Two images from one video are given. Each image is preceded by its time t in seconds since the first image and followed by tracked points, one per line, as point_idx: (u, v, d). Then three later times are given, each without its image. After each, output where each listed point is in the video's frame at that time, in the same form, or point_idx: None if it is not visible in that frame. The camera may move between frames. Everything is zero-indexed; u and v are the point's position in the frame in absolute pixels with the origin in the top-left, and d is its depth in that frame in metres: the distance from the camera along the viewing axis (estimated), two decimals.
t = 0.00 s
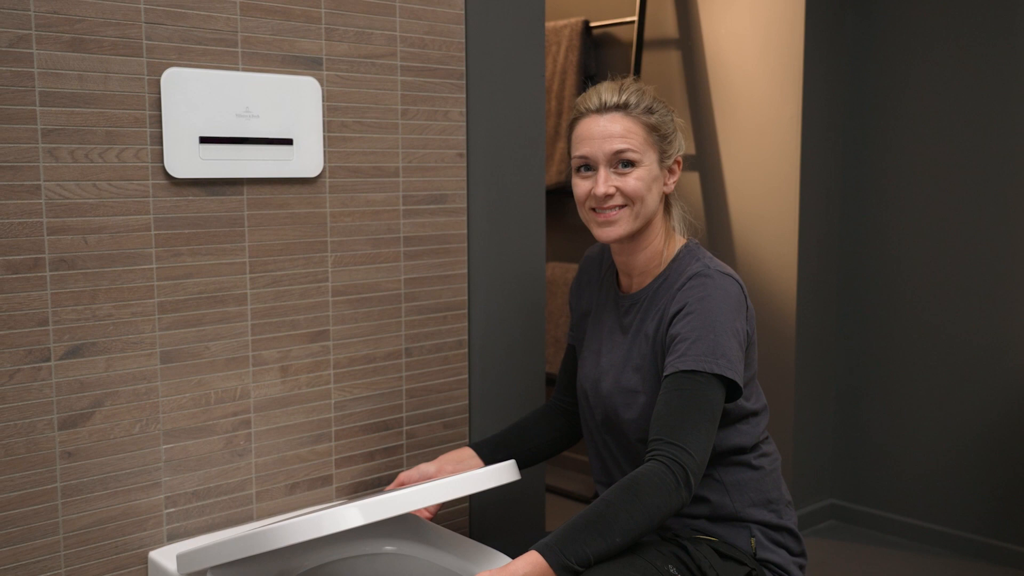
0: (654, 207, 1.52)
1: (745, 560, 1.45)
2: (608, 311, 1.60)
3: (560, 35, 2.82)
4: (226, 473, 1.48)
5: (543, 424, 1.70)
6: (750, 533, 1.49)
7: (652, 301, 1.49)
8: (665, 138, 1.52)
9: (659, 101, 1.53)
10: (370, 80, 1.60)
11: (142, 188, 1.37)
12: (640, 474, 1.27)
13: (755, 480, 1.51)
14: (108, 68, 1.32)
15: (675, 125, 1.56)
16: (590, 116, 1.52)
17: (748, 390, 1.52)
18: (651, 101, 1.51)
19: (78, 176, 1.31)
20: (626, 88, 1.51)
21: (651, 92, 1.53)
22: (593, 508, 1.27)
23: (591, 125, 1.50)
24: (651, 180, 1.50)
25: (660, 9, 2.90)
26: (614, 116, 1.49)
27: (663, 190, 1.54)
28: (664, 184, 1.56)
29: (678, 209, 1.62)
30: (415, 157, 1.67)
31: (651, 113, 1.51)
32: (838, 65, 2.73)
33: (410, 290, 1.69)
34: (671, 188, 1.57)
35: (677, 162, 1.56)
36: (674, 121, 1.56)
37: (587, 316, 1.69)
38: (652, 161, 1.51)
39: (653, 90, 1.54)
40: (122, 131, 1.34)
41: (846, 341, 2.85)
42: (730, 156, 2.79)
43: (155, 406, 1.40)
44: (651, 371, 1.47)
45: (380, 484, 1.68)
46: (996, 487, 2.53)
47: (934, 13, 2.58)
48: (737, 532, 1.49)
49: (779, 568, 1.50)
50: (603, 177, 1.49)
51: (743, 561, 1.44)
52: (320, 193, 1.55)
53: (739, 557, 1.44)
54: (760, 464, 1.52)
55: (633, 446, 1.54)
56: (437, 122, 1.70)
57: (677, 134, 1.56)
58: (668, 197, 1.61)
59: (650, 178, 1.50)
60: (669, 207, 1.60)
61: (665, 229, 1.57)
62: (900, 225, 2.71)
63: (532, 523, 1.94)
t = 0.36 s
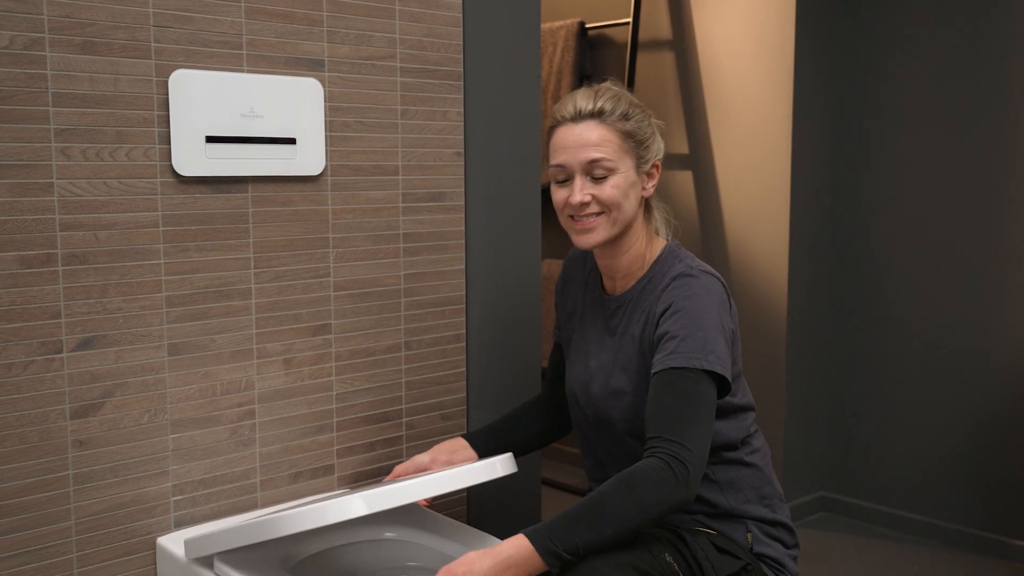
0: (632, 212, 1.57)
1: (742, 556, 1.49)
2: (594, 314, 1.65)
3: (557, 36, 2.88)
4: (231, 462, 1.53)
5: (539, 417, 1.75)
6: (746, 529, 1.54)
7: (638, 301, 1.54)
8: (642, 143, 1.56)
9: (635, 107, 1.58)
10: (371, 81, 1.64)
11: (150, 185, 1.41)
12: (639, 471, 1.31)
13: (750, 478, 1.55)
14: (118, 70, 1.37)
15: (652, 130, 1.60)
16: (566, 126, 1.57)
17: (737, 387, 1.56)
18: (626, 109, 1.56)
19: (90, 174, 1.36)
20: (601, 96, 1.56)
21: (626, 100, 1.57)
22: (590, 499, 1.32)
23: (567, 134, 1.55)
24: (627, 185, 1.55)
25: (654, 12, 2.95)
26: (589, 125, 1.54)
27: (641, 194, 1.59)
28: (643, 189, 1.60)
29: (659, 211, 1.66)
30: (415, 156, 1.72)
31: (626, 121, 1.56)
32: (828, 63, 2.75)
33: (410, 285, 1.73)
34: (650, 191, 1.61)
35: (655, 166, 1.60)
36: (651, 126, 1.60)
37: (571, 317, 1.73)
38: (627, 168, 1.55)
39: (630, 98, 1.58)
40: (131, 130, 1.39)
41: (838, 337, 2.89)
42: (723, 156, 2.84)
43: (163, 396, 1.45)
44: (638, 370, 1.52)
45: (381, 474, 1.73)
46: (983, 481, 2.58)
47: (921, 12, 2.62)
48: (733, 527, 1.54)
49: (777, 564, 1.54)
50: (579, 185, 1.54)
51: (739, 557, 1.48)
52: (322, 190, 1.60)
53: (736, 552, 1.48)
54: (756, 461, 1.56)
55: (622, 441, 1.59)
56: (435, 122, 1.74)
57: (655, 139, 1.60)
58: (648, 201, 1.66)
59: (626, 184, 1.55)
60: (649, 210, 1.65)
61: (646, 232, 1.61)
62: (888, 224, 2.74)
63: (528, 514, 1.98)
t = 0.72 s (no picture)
0: (543, 232, 1.42)
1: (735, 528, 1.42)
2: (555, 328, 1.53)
3: (554, 39, 2.94)
4: (236, 453, 1.58)
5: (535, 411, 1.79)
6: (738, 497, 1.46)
7: (592, 310, 1.43)
8: (544, 154, 1.39)
9: (533, 115, 1.39)
10: (371, 84, 1.70)
11: (158, 185, 1.46)
12: (632, 496, 1.20)
13: (735, 450, 1.46)
14: (128, 73, 1.42)
15: (563, 132, 1.41)
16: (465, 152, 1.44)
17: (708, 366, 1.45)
18: (520, 121, 1.38)
19: (101, 174, 1.41)
20: (491, 114, 1.40)
21: (520, 110, 1.39)
22: (576, 522, 1.22)
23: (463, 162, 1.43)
24: (529, 208, 1.40)
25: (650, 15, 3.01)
26: (480, 150, 1.40)
27: (556, 207, 1.42)
28: (560, 201, 1.42)
29: (597, 211, 1.48)
30: (414, 156, 1.77)
31: (522, 136, 1.38)
32: (819, 65, 2.80)
33: (409, 282, 1.78)
34: (570, 200, 1.43)
35: (570, 174, 1.41)
36: (561, 129, 1.41)
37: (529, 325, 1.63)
38: (527, 188, 1.39)
39: (528, 105, 1.40)
40: (140, 132, 1.44)
41: (830, 336, 2.94)
42: (718, 156, 2.89)
43: (171, 389, 1.50)
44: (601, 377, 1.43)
45: (380, 465, 1.78)
46: (971, 477, 2.64)
47: (908, 18, 2.67)
48: (722, 502, 1.46)
49: (776, 525, 1.46)
50: (479, 215, 1.42)
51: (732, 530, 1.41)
52: (324, 190, 1.65)
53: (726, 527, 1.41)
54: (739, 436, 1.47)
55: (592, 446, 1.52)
56: (434, 124, 1.80)
57: (567, 142, 1.42)
58: (581, 203, 1.46)
59: (528, 207, 1.40)
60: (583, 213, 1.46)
61: (576, 243, 1.45)
62: (877, 225, 2.79)
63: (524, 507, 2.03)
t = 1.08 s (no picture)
0: (460, 178, 1.33)
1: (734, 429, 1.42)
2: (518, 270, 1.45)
3: (555, 40, 3.00)
4: (241, 444, 1.64)
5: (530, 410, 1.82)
6: (735, 395, 1.45)
7: (546, 252, 1.33)
8: (445, 98, 1.29)
9: (436, 55, 1.29)
10: (372, 88, 1.75)
11: (167, 186, 1.52)
12: (614, 449, 1.20)
13: (726, 348, 1.43)
14: (138, 79, 1.48)
15: (470, 70, 1.30)
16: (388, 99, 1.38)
17: (680, 272, 1.38)
18: (421, 65, 1.29)
19: (112, 175, 1.47)
20: (397, 60, 1.32)
21: (423, 52, 1.30)
22: (563, 481, 1.21)
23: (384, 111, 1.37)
24: (439, 155, 1.32)
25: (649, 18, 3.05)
26: (392, 98, 1.33)
27: (470, 152, 1.33)
28: (473, 145, 1.32)
29: (522, 149, 1.35)
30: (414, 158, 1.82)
31: (422, 81, 1.30)
32: (812, 66, 2.81)
33: (409, 280, 1.84)
34: (484, 144, 1.32)
35: (479, 115, 1.30)
36: (467, 68, 1.30)
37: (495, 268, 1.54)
38: (435, 135, 1.31)
39: (433, 45, 1.30)
40: (150, 134, 1.50)
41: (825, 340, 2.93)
42: (715, 157, 2.93)
43: (179, 382, 1.56)
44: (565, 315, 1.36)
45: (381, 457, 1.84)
46: (959, 478, 2.62)
47: (902, 19, 2.66)
48: (720, 402, 1.45)
49: (777, 414, 1.45)
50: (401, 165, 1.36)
51: (732, 436, 1.41)
52: (327, 191, 1.71)
53: (727, 433, 1.41)
54: (727, 336, 1.43)
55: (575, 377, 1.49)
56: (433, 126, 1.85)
57: (475, 81, 1.30)
58: (503, 144, 1.34)
59: (438, 154, 1.32)
60: (507, 155, 1.34)
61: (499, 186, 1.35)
62: (870, 222, 2.79)
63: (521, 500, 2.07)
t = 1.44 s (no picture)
0: (500, 10, 1.31)
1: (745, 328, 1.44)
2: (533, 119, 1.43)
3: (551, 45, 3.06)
4: (246, 437, 1.70)
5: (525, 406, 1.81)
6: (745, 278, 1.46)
7: (570, 83, 1.32)
8: None
9: None
10: (372, 93, 1.81)
11: (176, 188, 1.58)
12: (637, 272, 1.27)
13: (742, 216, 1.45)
14: (149, 85, 1.54)
15: None
16: None
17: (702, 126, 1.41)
18: None
19: (123, 177, 1.53)
20: None
21: None
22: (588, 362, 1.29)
23: None
24: None
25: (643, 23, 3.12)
26: None
27: None
28: None
29: None
30: (413, 161, 1.88)
31: None
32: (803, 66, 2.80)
33: (408, 279, 1.90)
34: None
35: None
36: None
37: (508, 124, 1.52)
38: None
39: None
40: (160, 139, 1.56)
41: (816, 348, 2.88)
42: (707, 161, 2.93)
43: (186, 376, 1.62)
44: (589, 143, 1.33)
45: (380, 451, 1.89)
46: (947, 481, 2.59)
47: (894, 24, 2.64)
48: (732, 284, 1.46)
49: (780, 299, 1.48)
50: None
51: (742, 337, 1.42)
52: (328, 193, 1.77)
53: (737, 335, 1.42)
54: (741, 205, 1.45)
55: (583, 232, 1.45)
56: (432, 130, 1.91)
57: None
58: None
59: None
60: None
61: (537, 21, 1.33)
62: (860, 218, 2.75)
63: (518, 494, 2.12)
